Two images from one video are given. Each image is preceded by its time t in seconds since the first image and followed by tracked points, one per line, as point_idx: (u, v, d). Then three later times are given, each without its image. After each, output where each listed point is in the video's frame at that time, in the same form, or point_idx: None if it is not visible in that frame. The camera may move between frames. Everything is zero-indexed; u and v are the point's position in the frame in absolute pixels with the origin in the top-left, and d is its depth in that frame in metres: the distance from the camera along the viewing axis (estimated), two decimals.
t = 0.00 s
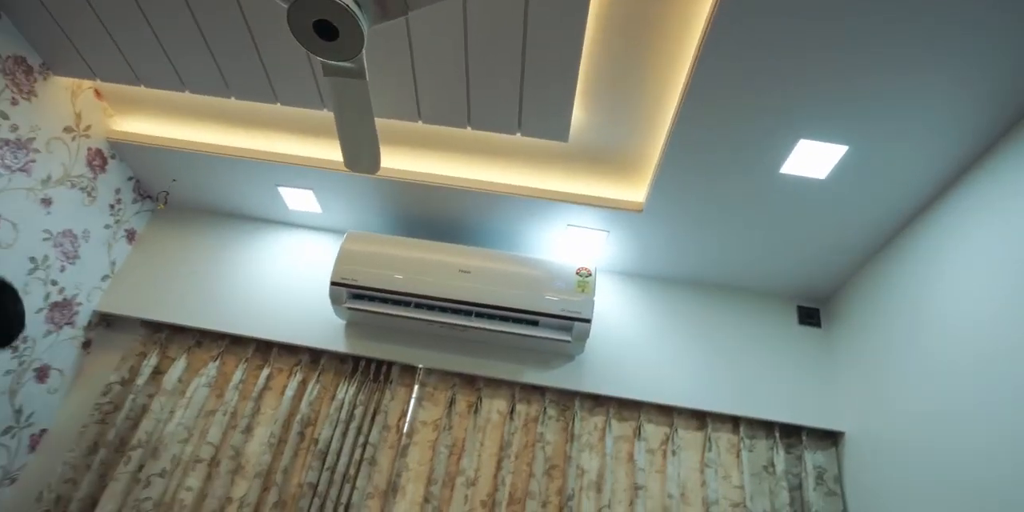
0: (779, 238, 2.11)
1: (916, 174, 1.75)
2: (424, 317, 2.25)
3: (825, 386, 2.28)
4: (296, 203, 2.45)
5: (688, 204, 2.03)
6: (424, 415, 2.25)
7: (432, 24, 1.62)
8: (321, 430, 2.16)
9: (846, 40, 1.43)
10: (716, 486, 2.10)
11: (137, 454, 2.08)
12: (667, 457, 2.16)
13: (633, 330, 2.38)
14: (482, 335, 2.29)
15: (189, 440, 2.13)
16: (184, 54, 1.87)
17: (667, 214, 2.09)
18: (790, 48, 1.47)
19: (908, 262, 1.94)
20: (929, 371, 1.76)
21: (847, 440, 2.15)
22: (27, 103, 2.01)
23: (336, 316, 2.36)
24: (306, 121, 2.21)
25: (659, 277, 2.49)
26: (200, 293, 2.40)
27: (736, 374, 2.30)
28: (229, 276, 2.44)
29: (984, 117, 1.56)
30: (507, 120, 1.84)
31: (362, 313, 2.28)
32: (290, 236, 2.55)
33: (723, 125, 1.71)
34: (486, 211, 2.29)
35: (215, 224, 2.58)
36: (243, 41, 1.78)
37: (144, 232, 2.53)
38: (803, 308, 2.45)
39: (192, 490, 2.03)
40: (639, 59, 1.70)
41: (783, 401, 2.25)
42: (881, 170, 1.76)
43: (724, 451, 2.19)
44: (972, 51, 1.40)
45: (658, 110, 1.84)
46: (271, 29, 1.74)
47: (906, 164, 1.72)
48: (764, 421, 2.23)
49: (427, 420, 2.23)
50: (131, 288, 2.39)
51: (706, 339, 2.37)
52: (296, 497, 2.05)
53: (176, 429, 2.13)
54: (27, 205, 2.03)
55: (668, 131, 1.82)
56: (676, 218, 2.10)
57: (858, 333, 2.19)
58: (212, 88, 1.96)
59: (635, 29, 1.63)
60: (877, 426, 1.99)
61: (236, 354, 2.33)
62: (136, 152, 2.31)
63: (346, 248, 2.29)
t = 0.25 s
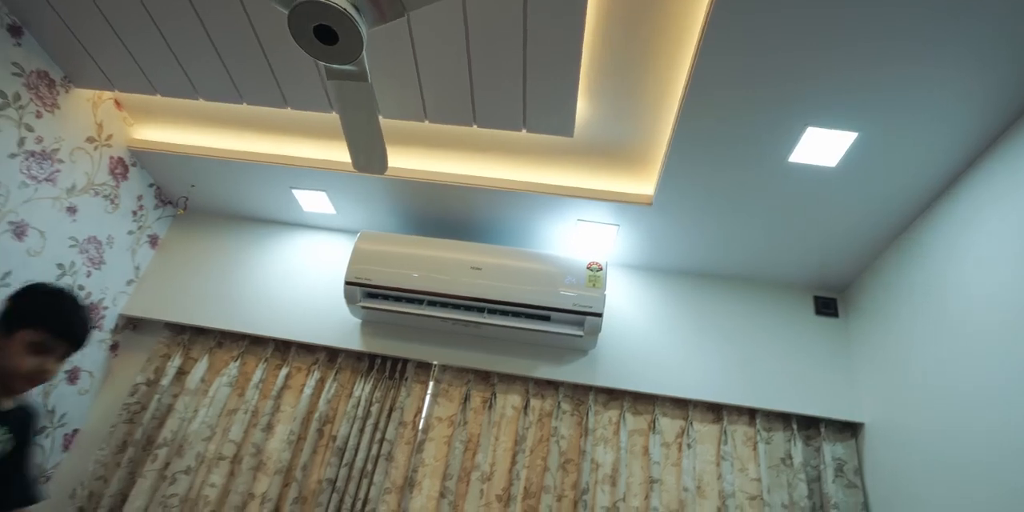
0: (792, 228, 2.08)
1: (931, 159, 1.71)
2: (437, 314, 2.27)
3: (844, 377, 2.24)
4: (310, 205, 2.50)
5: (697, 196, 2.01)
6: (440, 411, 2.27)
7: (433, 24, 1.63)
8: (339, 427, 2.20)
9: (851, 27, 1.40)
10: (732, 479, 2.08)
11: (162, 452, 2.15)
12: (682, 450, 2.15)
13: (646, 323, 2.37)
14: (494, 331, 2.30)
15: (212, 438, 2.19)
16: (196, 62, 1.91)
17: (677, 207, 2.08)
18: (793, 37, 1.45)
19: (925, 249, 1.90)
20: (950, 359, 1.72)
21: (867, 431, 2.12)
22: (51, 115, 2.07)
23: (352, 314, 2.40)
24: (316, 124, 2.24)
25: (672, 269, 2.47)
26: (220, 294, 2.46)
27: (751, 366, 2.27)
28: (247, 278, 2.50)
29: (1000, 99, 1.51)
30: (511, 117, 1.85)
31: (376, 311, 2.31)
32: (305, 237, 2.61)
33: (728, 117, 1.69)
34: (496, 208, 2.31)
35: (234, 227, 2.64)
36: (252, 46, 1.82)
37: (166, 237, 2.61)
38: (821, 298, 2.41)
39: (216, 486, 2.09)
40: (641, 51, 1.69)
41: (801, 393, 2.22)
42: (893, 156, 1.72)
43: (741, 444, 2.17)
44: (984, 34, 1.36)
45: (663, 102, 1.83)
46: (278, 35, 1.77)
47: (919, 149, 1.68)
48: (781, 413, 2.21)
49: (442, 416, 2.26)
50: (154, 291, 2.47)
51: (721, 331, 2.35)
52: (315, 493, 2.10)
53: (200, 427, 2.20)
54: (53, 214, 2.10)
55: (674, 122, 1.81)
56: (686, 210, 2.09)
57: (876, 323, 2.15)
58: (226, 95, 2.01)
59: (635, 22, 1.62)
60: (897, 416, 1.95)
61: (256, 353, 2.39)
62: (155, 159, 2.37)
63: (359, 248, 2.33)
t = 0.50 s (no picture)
0: (804, 217, 2.05)
1: (944, 142, 1.67)
2: (448, 314, 2.29)
3: (863, 368, 2.20)
4: (322, 209, 2.54)
5: (704, 188, 1.99)
6: (453, 409, 2.29)
7: (432, 25, 1.64)
8: (354, 427, 2.23)
9: (854, 11, 1.37)
10: (748, 473, 2.06)
11: (185, 454, 2.20)
12: (697, 445, 2.13)
13: (658, 318, 2.36)
14: (506, 329, 2.31)
15: (232, 439, 2.24)
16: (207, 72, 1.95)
17: (686, 199, 2.06)
18: (795, 24, 1.42)
19: (942, 235, 1.85)
20: (969, 348, 1.68)
21: (887, 422, 2.07)
22: (72, 129, 2.13)
23: (365, 316, 2.43)
24: (325, 129, 2.27)
25: (684, 263, 2.45)
26: (237, 299, 2.51)
27: (766, 359, 2.24)
28: (263, 282, 2.55)
29: (1013, 79, 1.47)
30: (515, 114, 1.86)
31: (388, 312, 2.34)
32: (318, 241, 2.65)
33: (732, 107, 1.67)
34: (504, 206, 2.31)
35: (250, 233, 2.70)
36: (258, 55, 1.86)
37: (185, 244, 2.67)
38: (837, 289, 2.37)
39: (236, 486, 2.14)
40: (641, 44, 1.68)
41: (818, 385, 2.18)
42: (904, 141, 1.69)
43: (758, 438, 2.14)
44: (992, 13, 1.33)
45: (666, 94, 1.81)
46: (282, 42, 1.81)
47: (931, 132, 1.64)
48: (798, 406, 2.17)
49: (456, 414, 2.28)
50: (175, 298, 2.53)
51: (735, 324, 2.32)
52: (333, 492, 2.13)
53: (220, 429, 2.25)
54: (76, 225, 2.16)
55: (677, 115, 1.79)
56: (694, 203, 2.07)
57: (894, 312, 2.11)
58: (236, 103, 2.04)
59: (633, 15, 1.61)
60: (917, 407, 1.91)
61: (273, 356, 2.44)
62: (171, 169, 2.43)
63: (370, 250, 2.35)
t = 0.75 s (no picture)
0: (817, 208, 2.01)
1: (958, 127, 1.64)
2: (460, 313, 2.31)
3: (883, 361, 2.16)
4: (337, 213, 2.58)
5: (714, 182, 1.98)
6: (468, 408, 2.31)
7: (434, 27, 1.66)
8: (370, 427, 2.27)
9: None
10: (765, 469, 2.03)
11: (207, 455, 2.26)
12: (712, 441, 2.11)
13: (671, 314, 2.34)
14: (518, 327, 2.32)
15: (253, 440, 2.29)
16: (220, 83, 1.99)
17: (694, 194, 2.05)
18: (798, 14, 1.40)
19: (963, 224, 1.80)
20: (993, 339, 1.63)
21: (909, 416, 2.03)
22: (95, 141, 2.21)
23: (380, 317, 2.47)
24: (335, 135, 2.31)
25: (697, 258, 2.43)
26: (256, 303, 2.57)
27: (782, 353, 2.21)
28: (281, 286, 2.61)
29: None
30: (520, 113, 1.87)
31: (402, 313, 2.37)
32: (333, 244, 2.70)
33: (737, 100, 1.66)
34: (514, 206, 2.33)
35: (267, 238, 2.76)
36: (268, 65, 1.89)
37: (206, 250, 2.75)
38: (855, 281, 2.33)
39: (256, 486, 2.19)
40: (643, 39, 1.68)
41: (836, 379, 2.14)
42: (916, 127, 1.66)
43: (775, 434, 2.11)
44: None
45: (668, 88, 1.81)
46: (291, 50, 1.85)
47: (943, 116, 1.61)
48: (816, 401, 2.14)
49: (470, 413, 2.30)
50: (196, 302, 2.60)
51: (750, 319, 2.30)
52: (350, 491, 2.16)
53: (241, 430, 2.30)
54: (101, 234, 2.24)
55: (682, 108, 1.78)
56: (704, 197, 2.05)
57: (914, 304, 2.06)
58: (250, 112, 2.09)
59: (634, 11, 1.61)
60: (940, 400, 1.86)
61: (291, 358, 2.49)
62: (191, 177, 2.51)
63: (383, 252, 2.39)
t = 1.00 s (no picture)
0: (832, 194, 1.97)
1: (976, 104, 1.58)
2: (474, 309, 2.32)
3: (907, 349, 2.10)
4: (352, 214, 2.63)
5: (723, 171, 1.95)
6: (484, 403, 2.33)
7: (434, 26, 1.68)
8: (388, 423, 2.30)
9: None
10: (785, 461, 2.00)
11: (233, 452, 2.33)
12: (730, 433, 2.08)
13: (686, 305, 2.32)
14: (532, 322, 2.33)
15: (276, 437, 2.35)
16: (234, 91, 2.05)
17: (705, 183, 2.02)
18: None
19: (987, 205, 1.74)
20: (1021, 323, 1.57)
21: (935, 405, 1.97)
22: (119, 152, 2.29)
23: (396, 315, 2.51)
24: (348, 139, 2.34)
25: (713, 248, 2.39)
26: (276, 304, 2.64)
27: (802, 343, 2.17)
28: (300, 287, 2.67)
29: None
30: (525, 108, 1.88)
31: (417, 310, 2.40)
32: (350, 245, 2.75)
33: (743, 86, 1.63)
34: (524, 201, 2.33)
35: (287, 241, 2.82)
36: (277, 71, 1.93)
37: (229, 254, 2.83)
38: (876, 267, 2.27)
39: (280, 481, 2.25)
40: (644, 29, 1.66)
41: (858, 368, 2.09)
42: (931, 106, 1.61)
43: (794, 425, 2.07)
44: None
45: (671, 76, 1.79)
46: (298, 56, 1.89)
47: (959, 91, 1.55)
48: (837, 391, 2.09)
49: (486, 408, 2.31)
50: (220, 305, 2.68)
51: (767, 309, 2.26)
52: (369, 486, 2.20)
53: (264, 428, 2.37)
54: (127, 240, 2.33)
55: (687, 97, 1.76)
56: (715, 186, 2.03)
57: (939, 289, 2.00)
58: (263, 118, 2.14)
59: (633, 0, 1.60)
60: (967, 387, 1.80)
61: (311, 357, 2.55)
62: (211, 184, 2.58)
63: (397, 251, 2.42)
